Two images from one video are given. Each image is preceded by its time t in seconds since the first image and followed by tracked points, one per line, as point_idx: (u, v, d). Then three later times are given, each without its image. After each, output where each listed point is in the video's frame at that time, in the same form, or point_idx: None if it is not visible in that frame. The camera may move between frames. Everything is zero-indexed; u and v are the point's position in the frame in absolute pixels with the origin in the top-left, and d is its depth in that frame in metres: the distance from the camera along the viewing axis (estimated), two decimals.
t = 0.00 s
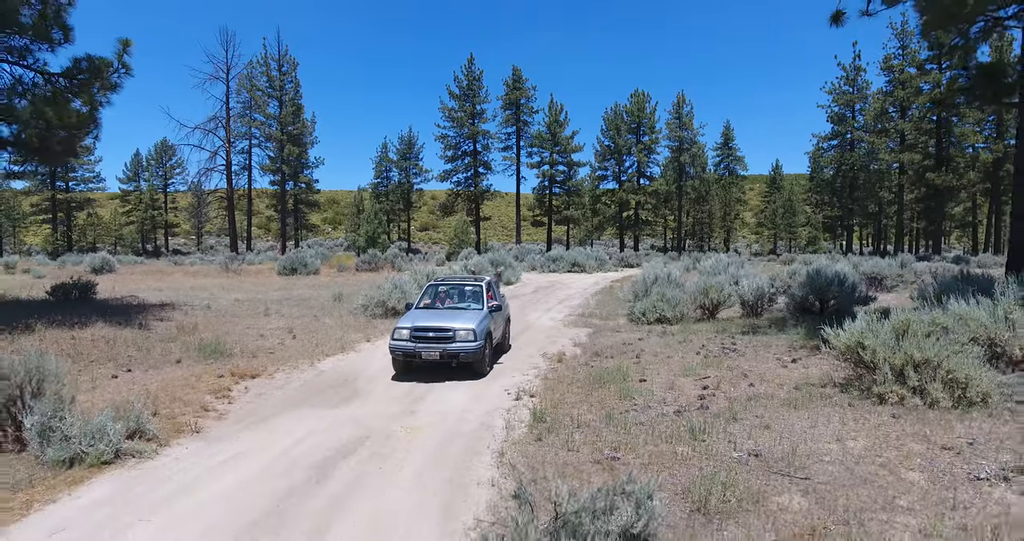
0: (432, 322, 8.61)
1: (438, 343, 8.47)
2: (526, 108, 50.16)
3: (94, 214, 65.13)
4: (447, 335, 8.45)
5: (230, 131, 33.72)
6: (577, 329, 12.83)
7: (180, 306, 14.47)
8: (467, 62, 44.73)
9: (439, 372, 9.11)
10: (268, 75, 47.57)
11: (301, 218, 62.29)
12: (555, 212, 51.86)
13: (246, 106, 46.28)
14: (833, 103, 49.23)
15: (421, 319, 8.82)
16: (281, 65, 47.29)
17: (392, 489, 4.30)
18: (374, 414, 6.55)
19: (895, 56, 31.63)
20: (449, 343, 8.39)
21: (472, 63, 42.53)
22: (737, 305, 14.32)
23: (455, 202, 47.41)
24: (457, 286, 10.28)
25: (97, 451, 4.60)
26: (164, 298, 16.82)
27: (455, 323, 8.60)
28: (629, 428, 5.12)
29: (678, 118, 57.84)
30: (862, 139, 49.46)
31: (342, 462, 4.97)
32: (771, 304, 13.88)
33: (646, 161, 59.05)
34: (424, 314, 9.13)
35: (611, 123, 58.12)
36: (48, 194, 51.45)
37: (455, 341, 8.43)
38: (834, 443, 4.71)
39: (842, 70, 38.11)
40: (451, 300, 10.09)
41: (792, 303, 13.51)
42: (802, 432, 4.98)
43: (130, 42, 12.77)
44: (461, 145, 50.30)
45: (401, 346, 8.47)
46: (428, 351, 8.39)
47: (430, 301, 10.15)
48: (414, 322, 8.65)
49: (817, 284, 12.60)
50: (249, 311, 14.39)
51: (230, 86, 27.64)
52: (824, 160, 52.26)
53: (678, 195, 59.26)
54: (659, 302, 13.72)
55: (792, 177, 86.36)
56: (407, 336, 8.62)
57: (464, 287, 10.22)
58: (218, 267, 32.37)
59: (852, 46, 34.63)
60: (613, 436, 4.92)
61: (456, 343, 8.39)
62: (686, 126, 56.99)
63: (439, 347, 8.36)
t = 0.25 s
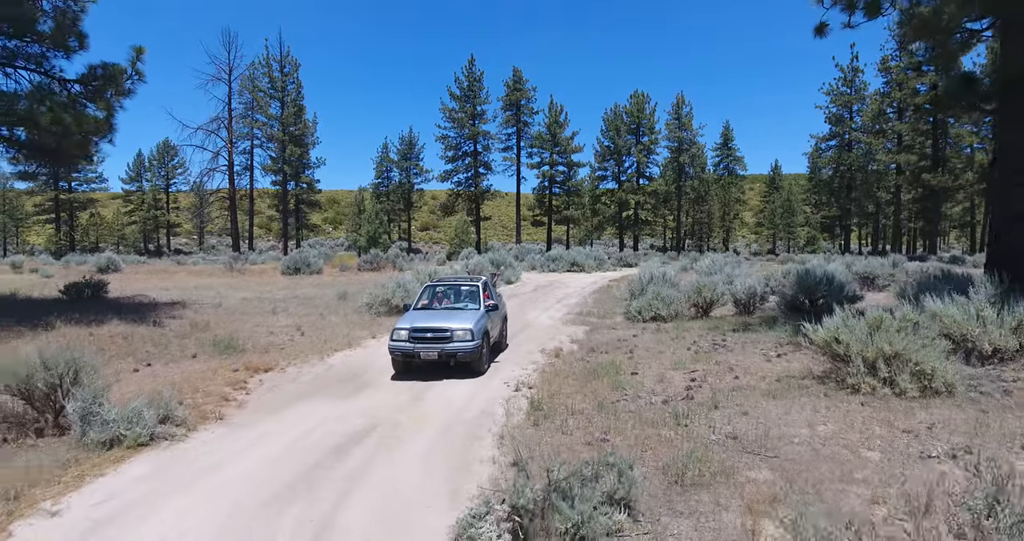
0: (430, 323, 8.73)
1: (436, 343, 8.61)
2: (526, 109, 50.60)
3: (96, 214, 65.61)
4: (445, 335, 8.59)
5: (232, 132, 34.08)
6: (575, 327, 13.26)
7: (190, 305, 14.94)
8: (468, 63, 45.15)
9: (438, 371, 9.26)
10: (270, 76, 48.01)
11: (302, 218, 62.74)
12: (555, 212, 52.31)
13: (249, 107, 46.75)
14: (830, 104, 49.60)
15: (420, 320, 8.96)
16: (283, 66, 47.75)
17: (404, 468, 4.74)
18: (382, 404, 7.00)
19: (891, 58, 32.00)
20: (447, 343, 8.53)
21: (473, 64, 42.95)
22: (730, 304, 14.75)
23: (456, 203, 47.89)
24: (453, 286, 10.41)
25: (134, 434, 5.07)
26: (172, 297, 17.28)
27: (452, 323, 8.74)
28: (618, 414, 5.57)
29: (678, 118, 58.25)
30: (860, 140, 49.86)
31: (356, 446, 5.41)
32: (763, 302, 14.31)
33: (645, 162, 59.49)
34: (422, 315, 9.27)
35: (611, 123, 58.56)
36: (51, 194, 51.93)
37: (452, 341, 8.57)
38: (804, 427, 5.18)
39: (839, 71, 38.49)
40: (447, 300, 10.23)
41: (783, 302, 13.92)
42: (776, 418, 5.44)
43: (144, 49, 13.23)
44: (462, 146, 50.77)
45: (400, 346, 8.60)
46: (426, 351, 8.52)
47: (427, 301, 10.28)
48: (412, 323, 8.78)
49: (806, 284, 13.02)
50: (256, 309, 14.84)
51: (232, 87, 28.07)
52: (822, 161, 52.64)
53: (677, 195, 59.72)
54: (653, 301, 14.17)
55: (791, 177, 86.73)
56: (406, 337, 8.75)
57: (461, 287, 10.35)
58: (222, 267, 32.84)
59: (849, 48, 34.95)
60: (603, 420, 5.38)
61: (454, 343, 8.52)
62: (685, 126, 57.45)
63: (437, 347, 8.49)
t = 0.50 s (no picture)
0: (429, 324, 8.88)
1: (435, 343, 8.77)
2: (526, 110, 51.07)
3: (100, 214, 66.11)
4: (444, 335, 8.75)
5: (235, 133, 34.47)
6: (573, 324, 13.72)
7: (200, 303, 15.42)
8: (469, 64, 45.60)
9: (437, 371, 9.37)
10: (272, 77, 48.49)
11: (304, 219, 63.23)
12: (555, 212, 52.78)
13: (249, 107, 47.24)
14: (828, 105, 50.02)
15: (419, 320, 9.11)
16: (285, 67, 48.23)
17: (413, 448, 5.19)
18: (389, 395, 7.45)
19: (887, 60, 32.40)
20: (446, 343, 8.68)
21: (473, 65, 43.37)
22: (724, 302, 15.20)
23: (457, 202, 48.40)
24: (451, 286, 10.56)
25: (167, 418, 5.56)
26: (181, 295, 17.76)
27: (451, 323, 8.90)
28: (609, 402, 6.04)
29: (677, 119, 58.67)
30: (857, 141, 50.26)
31: (367, 431, 5.85)
32: (756, 301, 14.77)
33: (645, 162, 59.95)
34: (421, 315, 9.42)
35: (611, 124, 59.02)
36: (56, 195, 52.45)
37: (451, 341, 8.73)
38: (780, 412, 5.66)
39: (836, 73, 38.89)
40: (445, 300, 10.38)
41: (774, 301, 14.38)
42: (756, 406, 5.90)
43: (157, 57, 13.69)
44: (463, 146, 51.27)
45: (400, 347, 8.75)
46: (426, 351, 8.67)
47: (426, 301, 10.42)
48: (411, 323, 8.92)
49: (796, 283, 13.49)
50: (264, 307, 15.32)
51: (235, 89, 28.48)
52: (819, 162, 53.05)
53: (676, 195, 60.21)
54: (649, 300, 14.65)
55: (790, 177, 87.17)
56: (405, 337, 8.89)
57: (458, 288, 10.51)
58: (226, 266, 33.33)
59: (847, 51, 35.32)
60: (595, 407, 5.85)
61: (453, 343, 8.68)
62: (685, 127, 57.94)
63: (436, 347, 8.65)
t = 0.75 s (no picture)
0: (428, 323, 9.06)
1: (434, 342, 8.95)
2: (527, 110, 51.55)
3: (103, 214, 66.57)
4: (442, 334, 8.94)
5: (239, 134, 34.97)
6: (572, 322, 14.20)
7: (210, 302, 15.92)
8: (469, 65, 46.05)
9: (437, 369, 9.54)
10: (274, 78, 48.96)
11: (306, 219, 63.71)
12: (555, 212, 53.24)
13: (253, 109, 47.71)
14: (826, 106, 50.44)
15: (418, 320, 9.28)
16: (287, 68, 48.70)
17: (423, 430, 5.68)
18: (396, 387, 7.94)
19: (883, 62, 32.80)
20: (445, 342, 8.87)
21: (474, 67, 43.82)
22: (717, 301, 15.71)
23: (457, 203, 48.89)
24: (449, 286, 10.74)
25: (198, 404, 6.10)
26: (190, 294, 18.24)
27: (449, 323, 9.08)
28: (603, 391, 6.53)
29: (676, 119, 59.10)
30: (855, 141, 50.68)
31: (380, 417, 6.34)
32: (748, 299, 15.26)
33: (644, 162, 60.42)
34: (420, 316, 9.59)
35: (610, 125, 59.48)
36: (60, 195, 52.95)
37: (450, 340, 8.91)
38: (758, 400, 6.16)
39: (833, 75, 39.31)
40: (444, 300, 10.56)
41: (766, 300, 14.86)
42: (738, 394, 6.38)
43: (170, 64, 14.18)
44: (463, 147, 51.75)
45: (400, 346, 8.93)
46: (425, 350, 8.85)
47: (424, 301, 10.61)
48: (411, 323, 9.11)
49: (787, 282, 13.95)
50: (272, 305, 15.81)
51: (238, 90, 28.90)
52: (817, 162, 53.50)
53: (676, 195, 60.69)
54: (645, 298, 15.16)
55: (789, 177, 87.59)
56: (405, 337, 9.07)
57: (456, 288, 10.69)
58: (231, 266, 33.82)
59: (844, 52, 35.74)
60: (589, 394, 6.34)
61: (452, 342, 8.87)
62: (684, 128, 58.39)
63: (435, 346, 8.82)
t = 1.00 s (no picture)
0: (428, 322, 9.30)
1: (434, 340, 9.19)
2: (527, 111, 52.11)
3: (106, 214, 67.16)
4: (442, 332, 9.19)
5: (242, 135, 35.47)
6: (571, 318, 14.75)
7: (222, 299, 16.49)
8: (470, 66, 46.62)
9: (437, 367, 9.82)
10: (276, 79, 49.53)
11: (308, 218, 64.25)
12: (555, 212, 53.79)
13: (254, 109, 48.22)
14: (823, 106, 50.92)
15: (417, 319, 9.53)
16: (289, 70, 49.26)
17: (432, 414, 6.22)
18: (404, 379, 8.46)
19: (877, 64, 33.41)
20: (444, 339, 9.13)
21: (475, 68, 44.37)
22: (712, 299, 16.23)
23: (458, 202, 49.45)
24: (448, 286, 11.00)
25: (225, 392, 6.69)
26: (201, 292, 18.81)
27: (449, 321, 9.33)
28: (597, 379, 7.06)
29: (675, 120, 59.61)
30: (852, 142, 51.20)
31: (392, 403, 6.89)
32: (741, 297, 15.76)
33: (644, 162, 60.94)
34: (419, 315, 9.84)
35: (610, 125, 60.00)
36: (65, 195, 53.54)
37: (450, 338, 9.16)
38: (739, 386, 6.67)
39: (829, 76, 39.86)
40: (443, 300, 10.82)
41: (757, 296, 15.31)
42: (720, 381, 6.88)
43: (182, 70, 14.70)
44: (464, 147, 52.27)
45: (400, 344, 9.17)
46: (424, 347, 9.09)
47: (424, 301, 10.86)
48: (411, 323, 9.34)
49: (777, 281, 14.41)
50: (281, 303, 16.37)
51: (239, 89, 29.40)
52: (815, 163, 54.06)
53: (675, 195, 61.23)
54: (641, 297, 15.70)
55: (789, 177, 88.10)
56: (405, 335, 9.32)
57: (455, 288, 10.96)
58: (236, 265, 34.38)
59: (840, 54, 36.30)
60: (585, 383, 6.87)
61: (451, 340, 9.12)
62: (683, 128, 58.91)
63: (435, 344, 9.08)
